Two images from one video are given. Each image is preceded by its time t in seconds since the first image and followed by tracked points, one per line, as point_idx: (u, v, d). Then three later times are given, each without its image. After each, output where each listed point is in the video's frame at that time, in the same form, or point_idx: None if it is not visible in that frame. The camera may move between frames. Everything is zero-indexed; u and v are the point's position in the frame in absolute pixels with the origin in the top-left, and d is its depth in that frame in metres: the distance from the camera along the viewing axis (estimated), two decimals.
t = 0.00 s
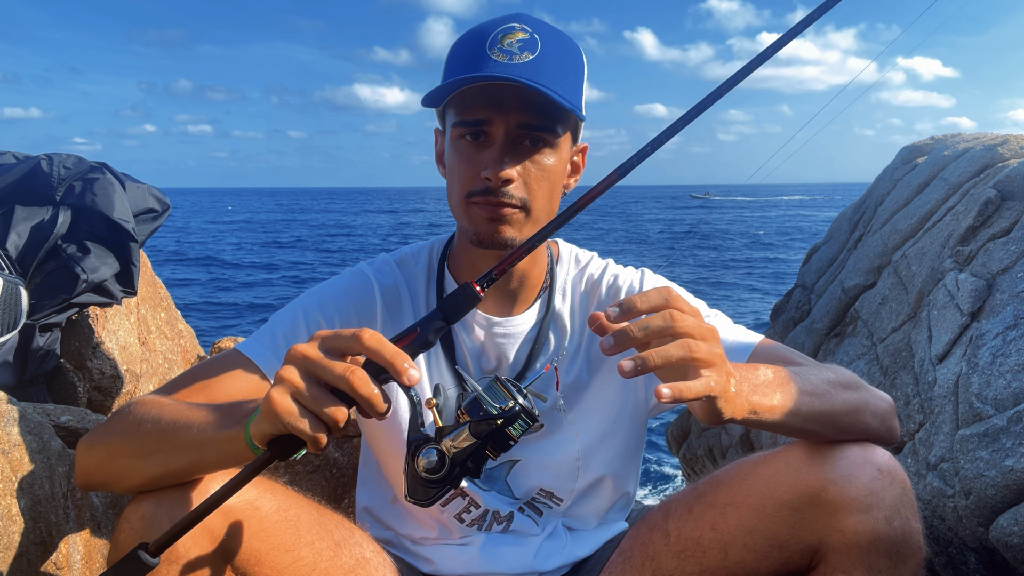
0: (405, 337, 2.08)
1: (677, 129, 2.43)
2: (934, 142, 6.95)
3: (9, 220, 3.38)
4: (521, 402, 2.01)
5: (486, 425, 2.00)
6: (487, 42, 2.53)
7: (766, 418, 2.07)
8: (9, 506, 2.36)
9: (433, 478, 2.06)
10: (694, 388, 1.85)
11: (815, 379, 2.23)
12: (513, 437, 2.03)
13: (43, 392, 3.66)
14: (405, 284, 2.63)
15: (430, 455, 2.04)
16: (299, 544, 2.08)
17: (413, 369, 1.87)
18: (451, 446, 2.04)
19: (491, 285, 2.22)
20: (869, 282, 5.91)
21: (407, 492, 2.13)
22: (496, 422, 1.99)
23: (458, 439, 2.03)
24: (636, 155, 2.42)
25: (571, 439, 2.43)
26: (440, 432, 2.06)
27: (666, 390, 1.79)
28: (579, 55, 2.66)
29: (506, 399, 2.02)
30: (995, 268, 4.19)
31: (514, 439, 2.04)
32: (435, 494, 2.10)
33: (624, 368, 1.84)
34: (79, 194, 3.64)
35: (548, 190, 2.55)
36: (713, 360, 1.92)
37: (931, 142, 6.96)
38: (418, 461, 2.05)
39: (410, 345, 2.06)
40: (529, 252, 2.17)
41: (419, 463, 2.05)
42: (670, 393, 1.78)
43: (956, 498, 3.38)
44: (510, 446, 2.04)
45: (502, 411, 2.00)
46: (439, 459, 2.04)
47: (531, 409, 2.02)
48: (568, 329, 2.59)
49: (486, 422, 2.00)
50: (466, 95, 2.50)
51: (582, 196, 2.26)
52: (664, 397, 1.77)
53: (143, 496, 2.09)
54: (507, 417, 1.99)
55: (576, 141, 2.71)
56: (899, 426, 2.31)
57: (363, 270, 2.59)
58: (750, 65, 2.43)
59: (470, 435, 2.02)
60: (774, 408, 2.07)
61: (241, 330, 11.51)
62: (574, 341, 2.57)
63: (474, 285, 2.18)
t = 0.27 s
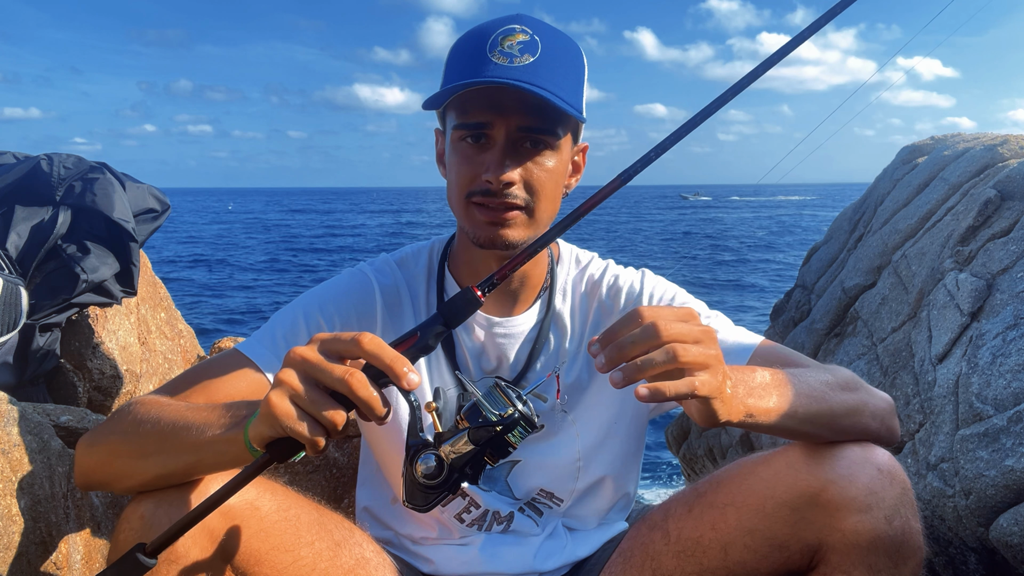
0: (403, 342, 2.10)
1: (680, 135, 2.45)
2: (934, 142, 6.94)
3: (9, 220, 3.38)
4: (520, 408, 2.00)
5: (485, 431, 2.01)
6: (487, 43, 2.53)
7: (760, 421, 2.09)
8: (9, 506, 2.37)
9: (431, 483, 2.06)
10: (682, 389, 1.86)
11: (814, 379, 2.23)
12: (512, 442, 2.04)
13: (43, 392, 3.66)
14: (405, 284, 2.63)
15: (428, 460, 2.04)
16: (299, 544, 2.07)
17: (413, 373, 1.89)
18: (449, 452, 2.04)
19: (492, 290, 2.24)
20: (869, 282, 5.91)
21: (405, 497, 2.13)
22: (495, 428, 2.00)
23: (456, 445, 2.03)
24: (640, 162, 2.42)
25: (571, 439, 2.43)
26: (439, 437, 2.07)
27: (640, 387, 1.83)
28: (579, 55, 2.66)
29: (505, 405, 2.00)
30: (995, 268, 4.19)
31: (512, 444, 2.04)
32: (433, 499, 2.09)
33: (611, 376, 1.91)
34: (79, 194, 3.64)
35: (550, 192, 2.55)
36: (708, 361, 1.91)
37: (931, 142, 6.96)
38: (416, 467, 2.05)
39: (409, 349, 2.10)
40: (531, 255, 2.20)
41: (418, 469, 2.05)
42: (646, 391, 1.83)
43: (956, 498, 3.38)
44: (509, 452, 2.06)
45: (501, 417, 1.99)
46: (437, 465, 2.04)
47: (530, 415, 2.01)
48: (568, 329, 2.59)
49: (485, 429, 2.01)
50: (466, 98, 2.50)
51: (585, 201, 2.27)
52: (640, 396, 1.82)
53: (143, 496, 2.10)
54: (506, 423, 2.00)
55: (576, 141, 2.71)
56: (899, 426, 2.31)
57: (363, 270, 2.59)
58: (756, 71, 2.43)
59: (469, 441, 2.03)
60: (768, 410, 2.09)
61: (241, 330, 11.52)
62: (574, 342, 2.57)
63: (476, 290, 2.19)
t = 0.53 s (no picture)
0: (401, 342, 2.10)
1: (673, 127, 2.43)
2: (934, 142, 6.94)
3: (9, 220, 3.38)
4: (518, 407, 2.00)
5: (484, 430, 2.01)
6: (487, 43, 2.54)
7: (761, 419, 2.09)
8: (9, 505, 2.36)
9: (430, 483, 2.06)
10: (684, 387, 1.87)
11: (813, 379, 2.23)
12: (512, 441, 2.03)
13: (43, 392, 3.66)
14: (405, 284, 2.62)
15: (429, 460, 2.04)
16: (299, 544, 2.07)
17: (409, 374, 1.88)
18: (450, 452, 2.03)
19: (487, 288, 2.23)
20: (869, 282, 5.91)
21: (404, 497, 2.13)
22: (495, 428, 2.00)
23: (456, 444, 2.03)
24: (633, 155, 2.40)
25: (571, 439, 2.43)
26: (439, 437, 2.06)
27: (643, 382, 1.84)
28: (579, 55, 2.66)
29: (504, 404, 2.01)
30: (995, 268, 4.18)
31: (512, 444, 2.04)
32: (433, 499, 2.09)
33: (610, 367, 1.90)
34: (79, 194, 3.64)
35: (549, 193, 2.55)
36: (708, 359, 1.93)
37: (931, 142, 6.96)
38: (416, 467, 2.05)
39: (405, 349, 2.09)
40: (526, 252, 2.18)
41: (418, 469, 2.04)
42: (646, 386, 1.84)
43: (956, 498, 3.38)
44: (509, 450, 2.05)
45: (501, 417, 1.99)
46: (437, 465, 2.04)
47: (528, 413, 2.02)
48: (568, 329, 2.59)
49: (485, 428, 2.00)
50: (466, 99, 2.49)
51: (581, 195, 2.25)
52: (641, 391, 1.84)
53: (143, 496, 2.10)
54: (506, 422, 1.99)
55: (576, 142, 2.71)
56: (899, 426, 2.31)
57: (363, 270, 2.59)
58: (744, 64, 2.43)
59: (469, 441, 2.02)
60: (770, 408, 2.09)
61: (241, 330, 11.51)
62: (574, 342, 2.57)
63: (471, 287, 2.18)
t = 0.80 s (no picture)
0: (405, 341, 2.10)
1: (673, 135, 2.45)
2: (934, 142, 6.94)
3: (9, 220, 3.38)
4: (522, 399, 2.05)
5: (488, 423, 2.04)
6: (490, 44, 2.54)
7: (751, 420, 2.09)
8: (9, 505, 2.36)
9: (435, 479, 2.06)
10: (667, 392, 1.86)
11: (810, 380, 2.23)
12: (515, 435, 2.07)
13: (44, 392, 3.66)
14: (406, 284, 2.62)
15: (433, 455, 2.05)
16: (299, 544, 2.08)
17: (418, 371, 1.89)
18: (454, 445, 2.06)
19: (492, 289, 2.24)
20: (869, 282, 5.91)
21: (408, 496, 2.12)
22: (498, 419, 2.04)
23: (461, 437, 2.05)
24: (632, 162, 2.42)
25: (571, 439, 2.43)
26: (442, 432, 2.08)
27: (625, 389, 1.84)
28: (581, 56, 2.66)
29: (507, 396, 2.06)
30: (995, 268, 4.18)
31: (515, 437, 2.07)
32: (438, 495, 2.09)
33: (597, 376, 1.91)
34: (79, 194, 3.64)
35: (550, 193, 2.55)
36: (695, 364, 1.91)
37: (931, 142, 6.96)
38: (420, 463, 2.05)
39: (410, 348, 2.09)
40: (527, 256, 2.20)
41: (422, 464, 2.05)
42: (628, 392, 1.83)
43: (956, 498, 3.39)
44: (511, 445, 2.09)
45: (505, 408, 2.03)
46: (441, 459, 2.05)
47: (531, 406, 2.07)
48: (568, 329, 2.59)
49: (488, 421, 2.03)
50: (469, 99, 2.49)
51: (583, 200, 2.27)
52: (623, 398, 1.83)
53: (143, 496, 2.09)
54: (509, 413, 2.04)
55: (578, 142, 2.71)
56: (898, 426, 2.32)
57: (364, 270, 2.58)
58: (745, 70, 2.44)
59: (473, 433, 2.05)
60: (763, 409, 2.08)
61: (241, 330, 11.51)
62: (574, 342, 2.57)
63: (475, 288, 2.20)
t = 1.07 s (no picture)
0: (402, 363, 2.09)
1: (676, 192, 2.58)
2: (934, 142, 6.95)
3: (9, 220, 3.38)
4: (514, 449, 1.93)
5: (474, 472, 1.93)
6: (494, 40, 2.55)
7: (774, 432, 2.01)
8: (9, 506, 2.36)
9: (420, 513, 2.03)
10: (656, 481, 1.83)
11: (821, 387, 2.19)
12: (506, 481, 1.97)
13: (43, 392, 3.66)
14: (407, 284, 2.62)
15: (419, 490, 2.01)
16: (298, 544, 2.07)
17: (403, 393, 1.88)
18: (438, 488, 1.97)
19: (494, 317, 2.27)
20: (869, 282, 5.91)
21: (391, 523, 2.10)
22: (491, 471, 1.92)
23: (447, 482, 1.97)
24: (658, 198, 2.45)
25: (573, 439, 2.43)
26: (430, 471, 2.00)
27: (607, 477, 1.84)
28: (585, 56, 2.66)
29: (501, 446, 1.93)
30: (995, 268, 4.19)
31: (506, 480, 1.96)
32: (418, 527, 2.06)
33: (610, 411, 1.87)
34: (79, 194, 3.64)
35: (552, 189, 2.55)
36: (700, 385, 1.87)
37: (932, 142, 6.96)
38: (406, 495, 2.02)
39: (406, 371, 2.08)
40: (537, 286, 2.28)
41: (408, 498, 2.02)
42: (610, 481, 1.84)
43: (956, 498, 3.39)
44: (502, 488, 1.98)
45: (497, 461, 1.91)
46: (426, 496, 2.00)
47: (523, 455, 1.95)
48: (571, 327, 2.58)
49: (479, 470, 1.92)
50: (474, 93, 2.50)
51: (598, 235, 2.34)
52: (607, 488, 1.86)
53: (142, 496, 2.09)
54: (501, 467, 1.91)
55: (580, 142, 2.71)
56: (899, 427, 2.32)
57: (365, 270, 2.58)
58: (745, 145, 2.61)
59: (461, 479, 1.96)
60: (775, 419, 2.00)
61: (241, 330, 11.51)
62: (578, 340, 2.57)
63: (479, 316, 2.22)
